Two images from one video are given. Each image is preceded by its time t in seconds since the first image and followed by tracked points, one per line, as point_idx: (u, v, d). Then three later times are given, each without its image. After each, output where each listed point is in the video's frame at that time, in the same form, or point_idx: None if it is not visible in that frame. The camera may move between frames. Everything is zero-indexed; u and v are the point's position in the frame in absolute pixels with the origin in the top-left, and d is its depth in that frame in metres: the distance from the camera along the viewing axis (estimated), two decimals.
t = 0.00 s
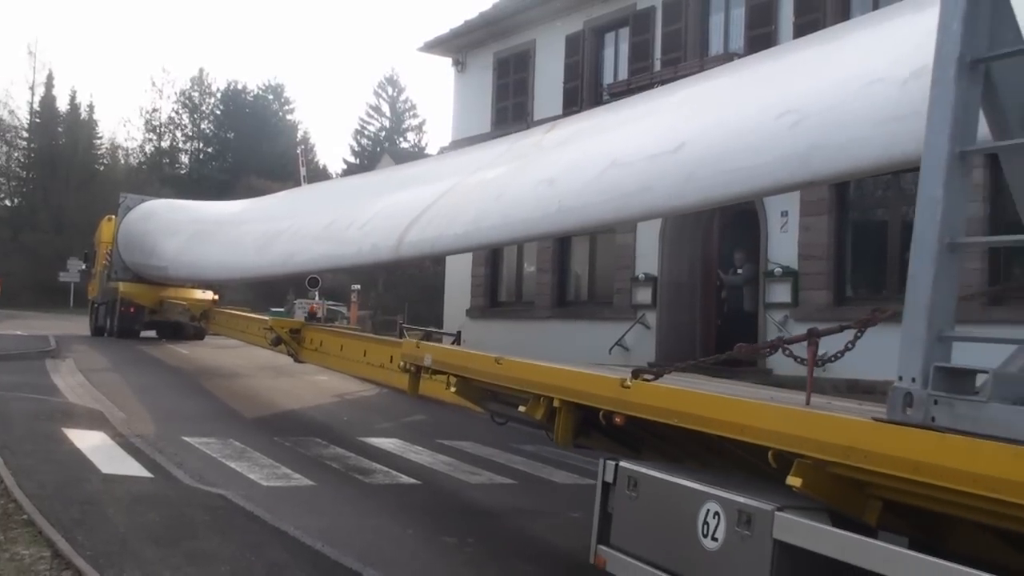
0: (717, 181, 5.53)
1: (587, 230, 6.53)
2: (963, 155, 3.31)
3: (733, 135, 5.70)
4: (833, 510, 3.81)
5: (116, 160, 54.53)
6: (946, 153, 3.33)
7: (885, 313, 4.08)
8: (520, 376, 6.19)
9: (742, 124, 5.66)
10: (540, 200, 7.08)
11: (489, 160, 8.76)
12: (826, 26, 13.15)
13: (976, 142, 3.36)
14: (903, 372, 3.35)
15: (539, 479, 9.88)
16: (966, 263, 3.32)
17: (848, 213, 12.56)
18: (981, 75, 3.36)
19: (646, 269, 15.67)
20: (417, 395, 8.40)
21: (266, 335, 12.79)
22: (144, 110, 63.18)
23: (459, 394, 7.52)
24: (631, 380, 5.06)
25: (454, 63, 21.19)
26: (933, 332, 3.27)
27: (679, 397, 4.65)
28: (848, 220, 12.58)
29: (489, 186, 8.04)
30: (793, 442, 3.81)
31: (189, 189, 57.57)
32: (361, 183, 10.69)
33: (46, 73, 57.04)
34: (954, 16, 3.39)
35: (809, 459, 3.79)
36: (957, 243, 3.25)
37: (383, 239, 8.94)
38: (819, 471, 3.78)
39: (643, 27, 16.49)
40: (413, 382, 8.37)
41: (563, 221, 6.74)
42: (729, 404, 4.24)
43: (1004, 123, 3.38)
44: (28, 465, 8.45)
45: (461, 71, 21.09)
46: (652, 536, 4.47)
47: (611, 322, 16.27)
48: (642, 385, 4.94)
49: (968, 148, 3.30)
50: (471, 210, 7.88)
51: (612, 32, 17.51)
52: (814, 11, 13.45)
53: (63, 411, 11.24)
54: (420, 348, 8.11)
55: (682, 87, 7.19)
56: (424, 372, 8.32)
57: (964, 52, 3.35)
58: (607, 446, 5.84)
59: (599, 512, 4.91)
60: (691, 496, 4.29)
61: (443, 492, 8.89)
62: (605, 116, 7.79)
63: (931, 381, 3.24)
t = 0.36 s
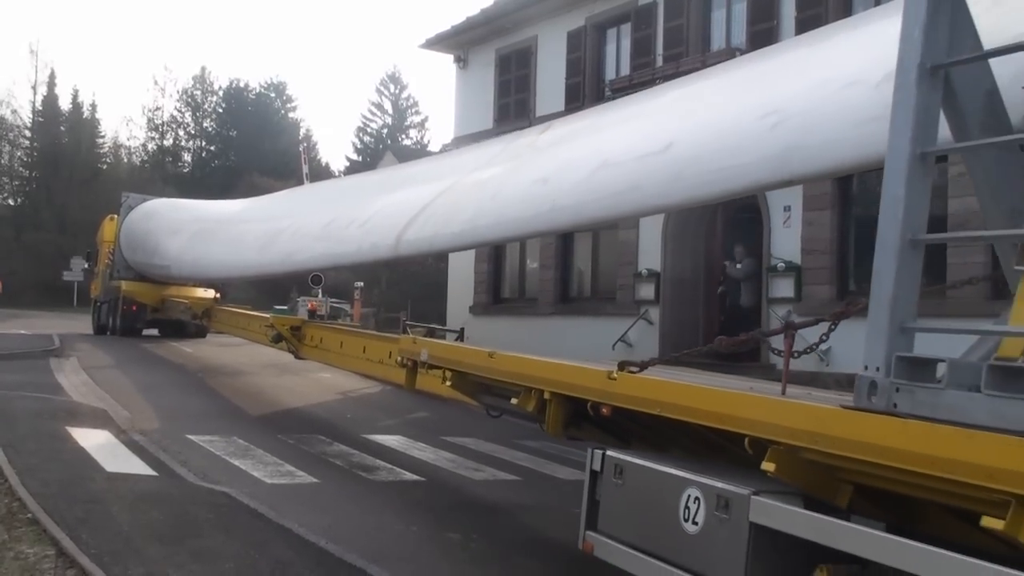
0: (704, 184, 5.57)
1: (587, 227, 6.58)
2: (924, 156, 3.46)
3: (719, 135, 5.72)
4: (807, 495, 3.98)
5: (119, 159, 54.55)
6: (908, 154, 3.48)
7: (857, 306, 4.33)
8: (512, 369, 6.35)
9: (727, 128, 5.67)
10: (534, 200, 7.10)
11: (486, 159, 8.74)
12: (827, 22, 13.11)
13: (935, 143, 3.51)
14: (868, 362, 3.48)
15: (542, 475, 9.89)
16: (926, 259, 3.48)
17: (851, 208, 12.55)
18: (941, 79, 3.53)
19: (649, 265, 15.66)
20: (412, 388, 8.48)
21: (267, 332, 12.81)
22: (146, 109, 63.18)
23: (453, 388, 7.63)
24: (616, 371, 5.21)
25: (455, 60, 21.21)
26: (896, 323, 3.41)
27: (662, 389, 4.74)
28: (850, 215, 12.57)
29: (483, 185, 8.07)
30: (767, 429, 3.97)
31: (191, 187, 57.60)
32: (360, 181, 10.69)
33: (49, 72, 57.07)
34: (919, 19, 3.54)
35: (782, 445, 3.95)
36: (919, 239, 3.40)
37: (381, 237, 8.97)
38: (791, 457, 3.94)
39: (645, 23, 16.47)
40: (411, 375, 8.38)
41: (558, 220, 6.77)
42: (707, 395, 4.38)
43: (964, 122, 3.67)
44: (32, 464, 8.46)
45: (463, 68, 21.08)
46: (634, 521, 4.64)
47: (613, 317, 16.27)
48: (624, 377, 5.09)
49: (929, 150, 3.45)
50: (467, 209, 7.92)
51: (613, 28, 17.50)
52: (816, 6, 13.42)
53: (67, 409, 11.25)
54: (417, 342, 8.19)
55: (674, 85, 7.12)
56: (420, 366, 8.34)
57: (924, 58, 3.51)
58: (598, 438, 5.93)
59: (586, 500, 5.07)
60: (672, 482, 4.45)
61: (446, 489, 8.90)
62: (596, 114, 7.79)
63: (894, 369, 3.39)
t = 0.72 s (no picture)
0: (689, 180, 5.82)
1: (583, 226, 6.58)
2: (887, 163, 3.60)
3: (706, 138, 5.93)
4: (782, 487, 4.03)
5: (122, 160, 54.63)
6: (871, 162, 3.62)
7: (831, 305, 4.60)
8: (501, 365, 6.42)
9: (708, 128, 5.97)
10: (530, 200, 7.14)
11: (482, 161, 8.83)
12: (829, 20, 13.10)
13: (898, 150, 3.66)
14: (833, 357, 3.62)
15: (544, 475, 9.87)
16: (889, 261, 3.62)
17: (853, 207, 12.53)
18: (902, 90, 3.69)
19: (650, 265, 15.65)
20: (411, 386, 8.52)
21: (267, 333, 12.81)
22: (149, 110, 63.26)
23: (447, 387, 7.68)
24: (602, 369, 5.29)
25: (457, 61, 21.23)
26: (861, 321, 3.55)
27: (647, 385, 4.84)
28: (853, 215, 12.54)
29: (475, 186, 8.21)
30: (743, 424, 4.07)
31: (193, 188, 57.64)
32: (357, 184, 10.74)
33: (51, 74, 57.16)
34: (881, 28, 3.71)
35: (757, 439, 4.03)
36: (881, 242, 3.54)
37: (378, 238, 9.00)
38: (768, 450, 4.00)
39: (646, 23, 16.47)
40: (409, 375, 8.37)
41: (552, 221, 6.79)
42: (687, 391, 4.51)
43: (927, 130, 3.77)
44: (35, 465, 8.46)
45: (465, 69, 21.10)
46: (620, 514, 4.77)
47: (615, 317, 16.28)
48: (612, 374, 5.17)
49: (891, 156, 3.60)
50: (461, 210, 7.96)
51: (615, 28, 17.49)
52: (817, 5, 13.39)
53: (70, 410, 11.26)
54: (415, 343, 8.24)
55: (669, 90, 7.28)
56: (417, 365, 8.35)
57: (885, 69, 3.67)
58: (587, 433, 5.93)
59: (574, 492, 5.20)
60: (655, 475, 4.57)
61: (449, 489, 8.90)
62: (582, 121, 8.04)
63: (859, 365, 3.51)
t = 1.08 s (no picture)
0: (676, 188, 5.93)
1: (588, 229, 6.58)
2: (854, 176, 3.74)
3: (689, 148, 6.06)
4: (757, 484, 4.22)
5: (125, 162, 54.68)
6: (838, 174, 3.76)
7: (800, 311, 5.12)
8: (491, 368, 6.54)
9: (690, 140, 6.09)
10: (532, 204, 7.18)
11: (478, 167, 8.86)
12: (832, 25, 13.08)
13: (864, 163, 3.79)
14: (803, 361, 3.78)
15: (546, 480, 9.86)
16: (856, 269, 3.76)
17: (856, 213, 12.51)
18: (868, 106, 3.82)
19: (653, 269, 15.65)
20: (404, 388, 8.57)
21: (266, 336, 12.82)
22: (152, 113, 63.33)
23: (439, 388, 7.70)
24: (588, 371, 5.47)
25: (460, 65, 21.22)
26: (828, 326, 3.69)
27: (630, 387, 5.02)
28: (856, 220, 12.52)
29: (470, 192, 8.31)
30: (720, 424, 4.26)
31: (196, 191, 57.68)
32: (355, 188, 10.78)
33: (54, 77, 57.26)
34: (847, 46, 3.81)
35: (734, 438, 4.23)
36: (849, 250, 3.66)
37: (376, 243, 9.01)
38: (742, 448, 4.21)
39: (650, 27, 16.46)
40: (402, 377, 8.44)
41: (556, 225, 6.85)
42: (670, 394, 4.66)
43: (893, 145, 3.88)
44: (37, 468, 8.47)
45: (468, 73, 21.10)
46: (604, 511, 4.97)
47: (618, 322, 16.28)
48: (597, 376, 5.35)
49: (857, 169, 3.73)
50: (456, 216, 8.05)
51: (618, 32, 17.50)
52: (821, 10, 13.39)
53: (72, 413, 11.27)
54: (408, 345, 8.31)
55: (662, 100, 7.35)
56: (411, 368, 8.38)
57: (850, 87, 3.80)
58: (578, 434, 5.99)
59: (562, 490, 5.39)
60: (637, 473, 4.76)
61: (450, 493, 8.89)
62: (575, 128, 8.16)
63: (826, 368, 3.66)
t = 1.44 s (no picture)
0: (673, 190, 5.99)
1: (594, 231, 6.56)
2: (829, 184, 3.91)
3: (681, 156, 6.13)
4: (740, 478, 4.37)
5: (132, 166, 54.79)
6: (813, 182, 3.93)
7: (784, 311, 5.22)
8: (489, 368, 6.63)
9: (684, 147, 6.14)
10: (533, 207, 7.19)
11: (478, 172, 8.89)
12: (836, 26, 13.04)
13: (838, 170, 3.96)
14: (780, 361, 3.96)
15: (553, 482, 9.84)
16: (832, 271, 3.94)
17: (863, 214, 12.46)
18: (842, 117, 3.98)
19: (659, 271, 15.64)
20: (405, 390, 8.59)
21: (270, 339, 12.85)
22: (159, 117, 63.47)
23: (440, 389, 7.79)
24: (580, 371, 5.58)
25: (465, 68, 21.23)
26: (805, 326, 3.87)
27: (619, 386, 5.15)
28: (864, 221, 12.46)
29: (469, 197, 8.35)
30: (704, 420, 4.41)
31: (202, 195, 57.76)
32: (355, 193, 10.80)
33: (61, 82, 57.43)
34: (821, 61, 3.97)
35: (718, 434, 4.39)
36: (824, 254, 3.86)
37: (377, 247, 9.03)
38: (725, 444, 4.37)
39: (655, 29, 16.46)
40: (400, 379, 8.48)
41: (555, 228, 6.83)
42: (659, 390, 4.82)
43: (867, 153, 4.06)
44: (44, 471, 8.48)
45: (473, 75, 21.11)
46: (596, 505, 5.11)
47: (625, 323, 16.27)
48: (588, 376, 5.46)
49: (831, 177, 3.90)
50: (454, 221, 8.12)
51: (623, 34, 17.52)
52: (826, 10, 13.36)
53: (80, 417, 11.29)
54: (408, 348, 8.37)
55: (658, 106, 7.39)
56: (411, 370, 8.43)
57: (825, 98, 3.96)
58: (572, 433, 6.05)
59: (556, 486, 5.53)
60: (626, 468, 4.91)
61: (458, 496, 8.87)
62: (573, 134, 8.20)
63: (802, 366, 3.84)
